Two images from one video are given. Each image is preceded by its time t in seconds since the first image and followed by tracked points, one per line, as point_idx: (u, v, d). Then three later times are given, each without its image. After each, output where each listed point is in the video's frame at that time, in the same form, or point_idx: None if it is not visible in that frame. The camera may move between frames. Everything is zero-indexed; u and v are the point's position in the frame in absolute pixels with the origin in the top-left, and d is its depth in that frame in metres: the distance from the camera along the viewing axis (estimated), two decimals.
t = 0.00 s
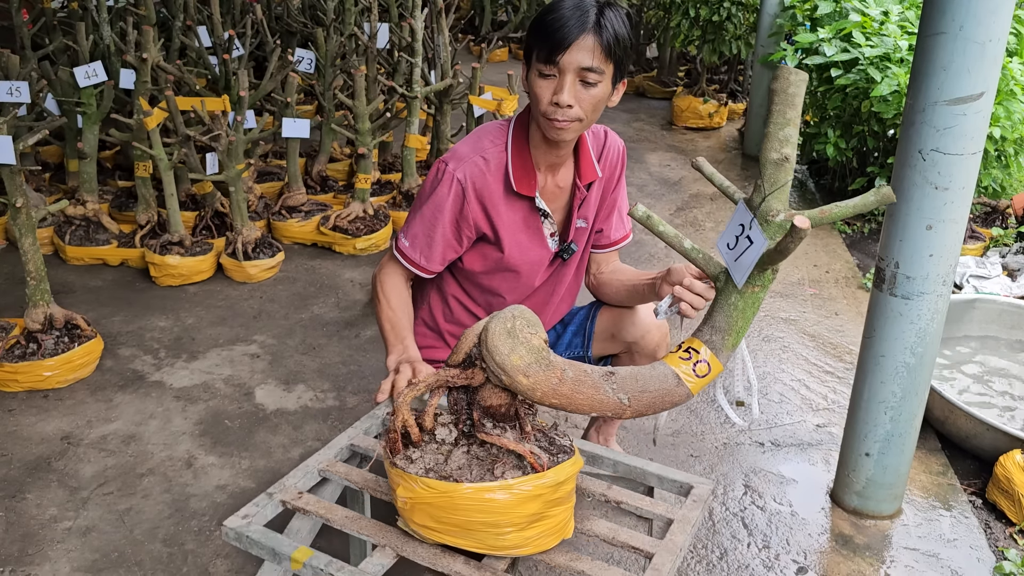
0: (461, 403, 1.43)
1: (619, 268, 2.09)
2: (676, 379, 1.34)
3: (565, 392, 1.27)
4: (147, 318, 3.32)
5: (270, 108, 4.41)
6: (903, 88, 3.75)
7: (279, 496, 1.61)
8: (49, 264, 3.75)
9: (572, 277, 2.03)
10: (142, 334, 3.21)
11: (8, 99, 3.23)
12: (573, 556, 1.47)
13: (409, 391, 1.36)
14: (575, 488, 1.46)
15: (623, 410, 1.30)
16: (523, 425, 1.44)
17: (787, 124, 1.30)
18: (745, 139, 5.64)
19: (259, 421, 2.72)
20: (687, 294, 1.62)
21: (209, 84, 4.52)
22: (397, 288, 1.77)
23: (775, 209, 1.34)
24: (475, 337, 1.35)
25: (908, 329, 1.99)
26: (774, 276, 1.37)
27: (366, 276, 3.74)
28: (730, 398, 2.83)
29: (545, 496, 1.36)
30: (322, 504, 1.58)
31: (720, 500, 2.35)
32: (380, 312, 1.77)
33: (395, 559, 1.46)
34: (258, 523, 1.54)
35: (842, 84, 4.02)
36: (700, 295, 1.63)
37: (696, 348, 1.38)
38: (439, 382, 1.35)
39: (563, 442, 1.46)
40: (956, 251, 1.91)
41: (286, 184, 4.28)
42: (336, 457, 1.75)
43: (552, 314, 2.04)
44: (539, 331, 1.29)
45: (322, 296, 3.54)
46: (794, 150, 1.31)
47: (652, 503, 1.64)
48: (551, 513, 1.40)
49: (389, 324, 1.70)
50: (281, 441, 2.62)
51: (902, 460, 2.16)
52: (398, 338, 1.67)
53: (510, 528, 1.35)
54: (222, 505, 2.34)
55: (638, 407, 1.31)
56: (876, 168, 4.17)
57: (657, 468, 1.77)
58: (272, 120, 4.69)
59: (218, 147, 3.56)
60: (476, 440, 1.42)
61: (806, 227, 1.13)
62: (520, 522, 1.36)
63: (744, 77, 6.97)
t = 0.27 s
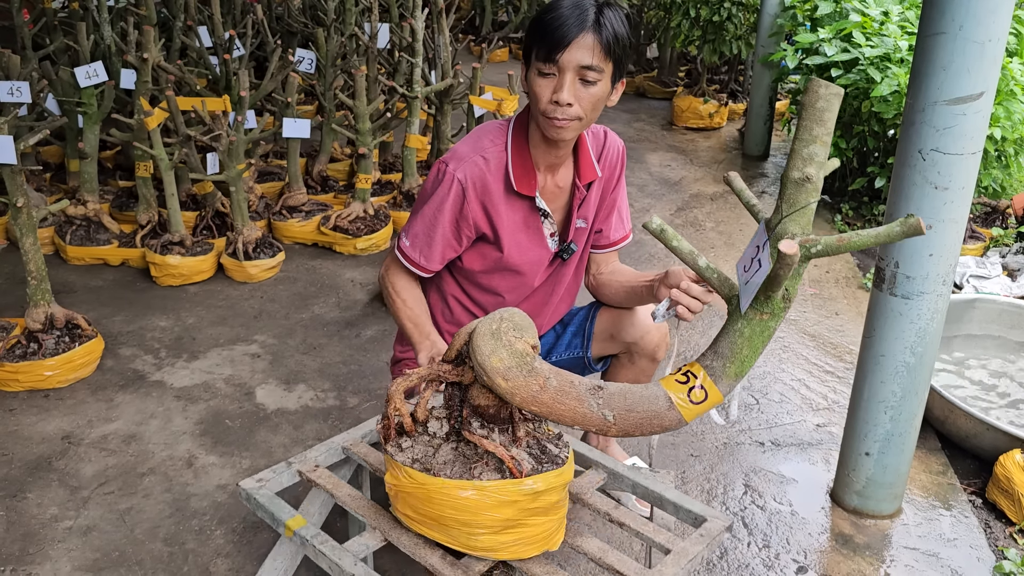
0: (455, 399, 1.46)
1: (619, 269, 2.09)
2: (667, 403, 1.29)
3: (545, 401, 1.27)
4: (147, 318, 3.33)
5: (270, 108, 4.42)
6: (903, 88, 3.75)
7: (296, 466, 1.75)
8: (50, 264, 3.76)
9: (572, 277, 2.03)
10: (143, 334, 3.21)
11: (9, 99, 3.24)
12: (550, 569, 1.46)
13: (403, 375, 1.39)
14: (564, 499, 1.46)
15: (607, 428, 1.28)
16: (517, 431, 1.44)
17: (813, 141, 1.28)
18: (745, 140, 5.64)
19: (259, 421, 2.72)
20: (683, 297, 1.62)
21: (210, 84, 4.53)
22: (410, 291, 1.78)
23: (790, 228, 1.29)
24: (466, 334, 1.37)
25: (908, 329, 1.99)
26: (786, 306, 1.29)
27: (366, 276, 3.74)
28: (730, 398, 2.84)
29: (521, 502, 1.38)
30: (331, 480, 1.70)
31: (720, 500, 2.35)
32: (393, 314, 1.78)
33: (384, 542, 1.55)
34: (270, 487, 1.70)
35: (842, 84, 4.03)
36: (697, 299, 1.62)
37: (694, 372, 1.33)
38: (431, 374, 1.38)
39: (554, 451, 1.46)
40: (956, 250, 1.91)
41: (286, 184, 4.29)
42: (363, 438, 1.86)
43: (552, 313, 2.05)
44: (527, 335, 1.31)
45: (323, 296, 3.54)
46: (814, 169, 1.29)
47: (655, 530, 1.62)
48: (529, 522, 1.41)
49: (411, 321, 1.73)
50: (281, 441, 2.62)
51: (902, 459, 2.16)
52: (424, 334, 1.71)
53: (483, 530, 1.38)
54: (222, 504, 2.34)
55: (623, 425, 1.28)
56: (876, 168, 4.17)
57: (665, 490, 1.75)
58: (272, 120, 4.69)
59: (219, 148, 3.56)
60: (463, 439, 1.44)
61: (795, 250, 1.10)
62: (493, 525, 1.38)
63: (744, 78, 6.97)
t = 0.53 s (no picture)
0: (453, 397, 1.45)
1: (619, 267, 2.10)
2: (646, 424, 1.12)
3: (522, 407, 1.13)
4: (149, 318, 3.33)
5: (271, 108, 4.42)
6: (904, 88, 3.76)
7: (326, 440, 1.85)
8: (51, 263, 3.76)
9: (572, 277, 2.04)
10: (144, 334, 3.21)
11: (10, 99, 3.24)
12: None
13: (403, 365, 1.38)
14: (549, 509, 1.43)
15: (582, 443, 1.12)
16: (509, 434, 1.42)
17: (823, 160, 1.09)
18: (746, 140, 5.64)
19: (261, 420, 2.72)
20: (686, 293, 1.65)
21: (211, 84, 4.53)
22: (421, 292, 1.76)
23: (789, 256, 1.11)
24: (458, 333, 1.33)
25: (909, 328, 2.00)
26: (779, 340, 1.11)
27: (367, 276, 3.74)
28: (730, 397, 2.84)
29: (497, 507, 1.37)
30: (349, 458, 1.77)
31: (721, 499, 2.35)
32: (406, 316, 1.76)
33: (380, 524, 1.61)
34: (296, 456, 1.82)
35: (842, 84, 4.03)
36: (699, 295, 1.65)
37: (679, 397, 1.15)
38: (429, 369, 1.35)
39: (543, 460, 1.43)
40: (957, 250, 1.91)
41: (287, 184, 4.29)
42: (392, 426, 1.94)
43: (553, 313, 2.05)
44: (515, 338, 1.18)
45: (324, 296, 3.55)
46: (821, 193, 1.09)
47: (648, 559, 1.50)
48: (504, 527, 1.40)
49: (430, 320, 1.72)
50: (283, 441, 2.63)
51: (903, 459, 2.17)
52: (443, 330, 1.71)
53: (456, 527, 1.40)
54: (224, 504, 2.35)
55: (599, 444, 1.12)
56: (877, 168, 4.17)
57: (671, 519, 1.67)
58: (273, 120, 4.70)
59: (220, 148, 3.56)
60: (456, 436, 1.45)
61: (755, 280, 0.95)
62: (466, 523, 1.39)
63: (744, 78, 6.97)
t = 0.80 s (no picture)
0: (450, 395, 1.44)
1: (621, 267, 2.10)
2: (612, 440, 1.08)
3: (496, 408, 1.13)
4: (150, 317, 3.33)
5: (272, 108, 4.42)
6: (905, 88, 3.76)
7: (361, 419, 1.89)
8: (53, 263, 3.76)
9: (574, 276, 2.04)
10: (145, 333, 3.21)
11: (12, 99, 3.24)
12: None
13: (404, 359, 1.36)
14: (529, 517, 1.42)
15: (551, 451, 1.11)
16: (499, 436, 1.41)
17: (808, 180, 1.07)
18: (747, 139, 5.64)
19: (262, 420, 2.73)
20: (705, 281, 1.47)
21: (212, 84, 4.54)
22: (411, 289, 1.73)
23: (764, 280, 1.08)
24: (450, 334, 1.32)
25: (910, 328, 2.00)
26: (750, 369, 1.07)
27: (369, 275, 3.75)
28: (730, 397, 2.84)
29: (473, 506, 1.38)
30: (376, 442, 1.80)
31: (722, 499, 2.35)
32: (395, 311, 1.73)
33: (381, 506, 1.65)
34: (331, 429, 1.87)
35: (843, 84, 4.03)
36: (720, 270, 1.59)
37: (648, 418, 1.11)
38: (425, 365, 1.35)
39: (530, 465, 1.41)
40: (957, 249, 1.92)
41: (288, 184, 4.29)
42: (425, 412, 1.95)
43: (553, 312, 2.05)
44: (498, 339, 1.18)
45: (325, 296, 3.55)
46: (803, 216, 1.07)
47: None
48: (481, 527, 1.41)
49: (415, 314, 1.67)
50: (284, 440, 2.63)
51: (904, 458, 2.17)
52: (430, 325, 1.64)
53: (433, 518, 1.42)
54: (226, 503, 2.35)
55: (565, 455, 1.10)
56: (878, 167, 4.17)
57: (665, 541, 1.56)
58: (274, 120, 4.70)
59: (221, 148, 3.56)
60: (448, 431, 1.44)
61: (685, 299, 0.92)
62: (442, 517, 1.41)
63: (744, 78, 6.98)
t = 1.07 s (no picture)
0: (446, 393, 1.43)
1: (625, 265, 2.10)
2: (576, 452, 0.94)
3: (476, 410, 1.02)
4: (152, 318, 3.34)
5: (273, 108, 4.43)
6: (906, 88, 3.76)
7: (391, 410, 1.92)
8: (54, 263, 3.77)
9: (577, 277, 2.05)
10: (147, 334, 3.22)
11: (14, 99, 3.25)
12: None
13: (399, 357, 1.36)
14: (511, 521, 1.39)
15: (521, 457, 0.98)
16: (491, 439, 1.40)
17: (775, 198, 0.86)
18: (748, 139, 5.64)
19: (264, 420, 2.73)
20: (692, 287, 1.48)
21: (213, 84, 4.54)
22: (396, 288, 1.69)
23: (723, 301, 0.90)
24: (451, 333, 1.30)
25: (912, 328, 2.00)
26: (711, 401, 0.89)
27: (370, 275, 3.75)
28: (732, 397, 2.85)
29: (454, 502, 1.37)
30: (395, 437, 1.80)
31: (724, 499, 2.36)
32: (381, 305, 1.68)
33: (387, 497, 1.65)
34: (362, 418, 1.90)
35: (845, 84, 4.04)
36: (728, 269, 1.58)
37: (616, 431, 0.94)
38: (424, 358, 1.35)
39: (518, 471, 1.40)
40: (959, 250, 1.92)
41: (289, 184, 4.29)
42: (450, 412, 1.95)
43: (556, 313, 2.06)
44: (487, 339, 1.07)
45: (327, 296, 3.55)
46: (768, 236, 0.88)
47: None
48: (463, 526, 1.39)
49: (378, 318, 1.60)
50: (286, 440, 2.63)
51: (906, 458, 2.17)
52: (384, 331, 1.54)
53: (417, 509, 1.42)
54: (228, 503, 2.35)
55: (535, 465, 0.97)
56: (880, 168, 4.17)
57: (657, 567, 1.46)
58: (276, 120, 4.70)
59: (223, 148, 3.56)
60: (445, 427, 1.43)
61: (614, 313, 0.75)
62: (426, 510, 1.41)
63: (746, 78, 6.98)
